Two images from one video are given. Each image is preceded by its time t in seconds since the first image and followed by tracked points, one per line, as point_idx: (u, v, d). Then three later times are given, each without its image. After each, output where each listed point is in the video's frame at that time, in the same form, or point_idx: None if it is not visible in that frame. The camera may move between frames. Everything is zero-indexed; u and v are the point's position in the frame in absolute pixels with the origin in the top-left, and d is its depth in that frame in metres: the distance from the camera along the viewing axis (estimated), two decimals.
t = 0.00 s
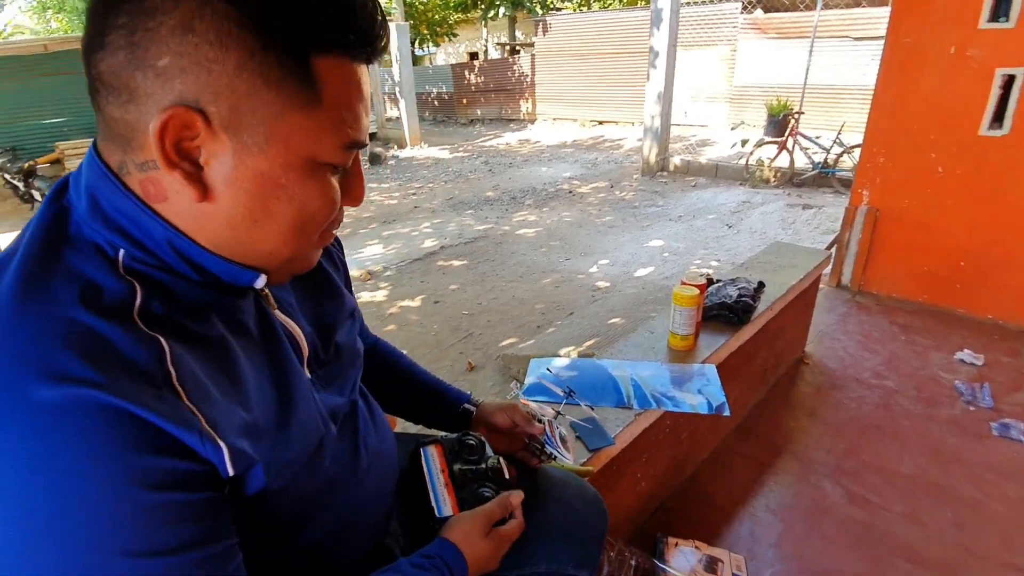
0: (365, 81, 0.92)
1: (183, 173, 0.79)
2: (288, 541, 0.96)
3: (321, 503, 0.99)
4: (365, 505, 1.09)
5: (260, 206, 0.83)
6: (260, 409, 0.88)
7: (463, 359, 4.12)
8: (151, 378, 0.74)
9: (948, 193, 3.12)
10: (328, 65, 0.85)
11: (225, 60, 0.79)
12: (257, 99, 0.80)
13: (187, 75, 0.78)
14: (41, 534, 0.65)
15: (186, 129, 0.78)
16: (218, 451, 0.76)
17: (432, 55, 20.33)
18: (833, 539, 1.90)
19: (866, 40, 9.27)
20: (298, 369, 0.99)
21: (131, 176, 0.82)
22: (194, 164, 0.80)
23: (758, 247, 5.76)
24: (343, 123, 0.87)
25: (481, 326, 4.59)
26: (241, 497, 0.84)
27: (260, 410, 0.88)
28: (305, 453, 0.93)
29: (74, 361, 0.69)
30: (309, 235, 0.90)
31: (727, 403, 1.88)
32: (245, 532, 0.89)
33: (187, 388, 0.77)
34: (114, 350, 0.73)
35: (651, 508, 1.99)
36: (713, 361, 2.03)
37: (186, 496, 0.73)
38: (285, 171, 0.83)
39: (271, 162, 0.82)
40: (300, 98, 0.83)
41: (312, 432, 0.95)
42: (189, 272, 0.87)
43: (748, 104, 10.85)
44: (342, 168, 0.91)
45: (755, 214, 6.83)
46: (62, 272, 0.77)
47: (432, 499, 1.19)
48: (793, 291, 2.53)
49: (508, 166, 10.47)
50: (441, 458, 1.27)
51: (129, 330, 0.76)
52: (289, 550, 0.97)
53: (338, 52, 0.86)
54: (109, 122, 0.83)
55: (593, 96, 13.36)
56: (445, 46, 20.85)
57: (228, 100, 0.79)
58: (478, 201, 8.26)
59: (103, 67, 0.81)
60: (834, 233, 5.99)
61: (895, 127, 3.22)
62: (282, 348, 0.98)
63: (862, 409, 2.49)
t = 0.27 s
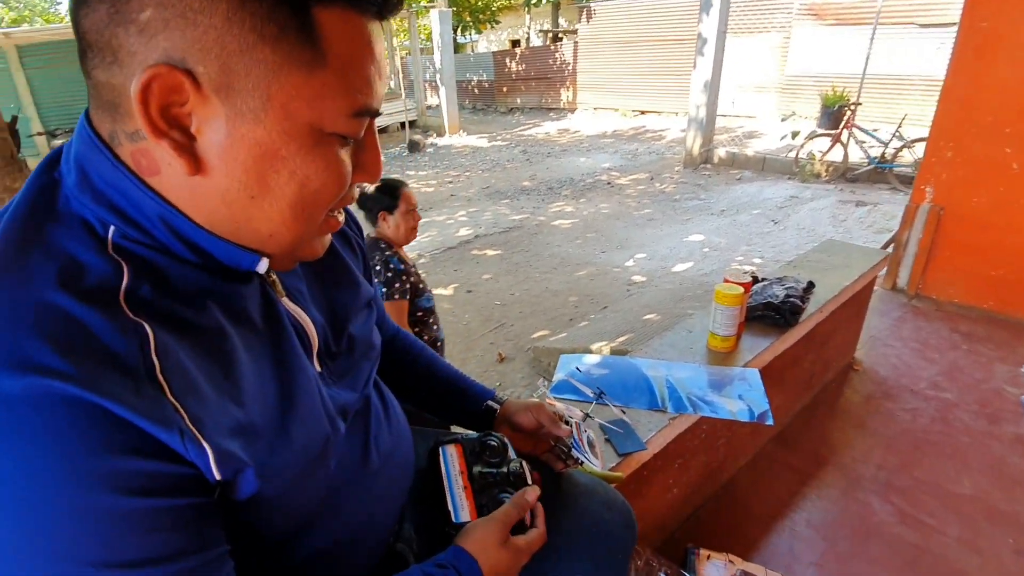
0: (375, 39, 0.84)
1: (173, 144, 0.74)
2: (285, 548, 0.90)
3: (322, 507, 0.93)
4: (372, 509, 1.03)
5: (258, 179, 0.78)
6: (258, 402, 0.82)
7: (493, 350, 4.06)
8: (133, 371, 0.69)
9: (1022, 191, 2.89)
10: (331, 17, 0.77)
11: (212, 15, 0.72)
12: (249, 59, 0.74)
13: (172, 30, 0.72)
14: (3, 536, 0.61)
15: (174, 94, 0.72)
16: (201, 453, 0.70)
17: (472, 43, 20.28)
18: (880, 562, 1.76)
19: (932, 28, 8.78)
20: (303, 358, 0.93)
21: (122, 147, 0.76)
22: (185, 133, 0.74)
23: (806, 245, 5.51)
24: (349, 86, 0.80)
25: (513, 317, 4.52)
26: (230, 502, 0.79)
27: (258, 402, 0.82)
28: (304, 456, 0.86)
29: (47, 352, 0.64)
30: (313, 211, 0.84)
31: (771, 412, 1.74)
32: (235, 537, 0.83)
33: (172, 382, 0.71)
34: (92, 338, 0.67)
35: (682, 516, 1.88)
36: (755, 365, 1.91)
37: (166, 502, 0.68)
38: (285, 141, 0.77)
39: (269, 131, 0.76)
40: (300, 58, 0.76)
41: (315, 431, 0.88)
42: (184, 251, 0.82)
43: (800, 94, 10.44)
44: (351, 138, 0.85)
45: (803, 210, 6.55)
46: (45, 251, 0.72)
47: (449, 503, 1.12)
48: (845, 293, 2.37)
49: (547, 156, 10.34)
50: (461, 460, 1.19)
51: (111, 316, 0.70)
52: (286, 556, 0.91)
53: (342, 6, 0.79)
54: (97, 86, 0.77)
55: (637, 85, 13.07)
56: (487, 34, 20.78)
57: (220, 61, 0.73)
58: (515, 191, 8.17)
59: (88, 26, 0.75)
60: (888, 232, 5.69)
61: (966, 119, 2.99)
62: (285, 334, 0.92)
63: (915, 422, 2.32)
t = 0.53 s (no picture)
0: (417, 32, 0.83)
1: (217, 134, 0.73)
2: (315, 538, 0.90)
3: (351, 497, 0.92)
4: (398, 501, 1.03)
5: (297, 171, 0.77)
6: (292, 393, 0.82)
7: (519, 343, 4.04)
8: (175, 356, 0.69)
9: None
10: (375, 11, 0.76)
11: (258, 6, 0.72)
12: (294, 51, 0.73)
13: (219, 21, 0.71)
14: (47, 515, 0.61)
15: (220, 85, 0.72)
16: (239, 438, 0.70)
17: (506, 35, 20.24)
18: None
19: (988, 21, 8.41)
20: (335, 350, 0.93)
21: (167, 135, 0.76)
22: (229, 123, 0.74)
23: (843, 246, 5.35)
24: (390, 80, 0.79)
25: (539, 311, 4.50)
26: (263, 489, 0.78)
27: (292, 394, 0.82)
28: (335, 447, 0.86)
29: (93, 334, 0.64)
30: (349, 204, 0.83)
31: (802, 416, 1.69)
32: (267, 525, 0.83)
33: (212, 368, 0.71)
34: (137, 321, 0.67)
35: (706, 518, 1.85)
36: (787, 368, 1.85)
37: (205, 485, 0.68)
38: (325, 133, 0.76)
39: (310, 123, 0.75)
40: (343, 50, 0.75)
41: (347, 421, 0.88)
42: (224, 241, 0.82)
43: (844, 90, 10.14)
44: (389, 132, 0.83)
45: (843, 209, 6.36)
46: (92, 236, 0.72)
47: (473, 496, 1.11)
48: (885, 297, 2.29)
49: (578, 150, 10.25)
50: (485, 452, 1.18)
51: (154, 300, 0.70)
52: (316, 545, 0.91)
53: None
54: (146, 75, 0.77)
55: (672, 79, 12.86)
56: (521, 26, 20.71)
57: (265, 52, 0.72)
58: (544, 184, 8.13)
59: (138, 15, 0.75)
60: (932, 234, 5.49)
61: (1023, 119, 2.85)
62: (319, 326, 0.92)
63: (956, 434, 2.23)
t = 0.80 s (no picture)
0: (408, 35, 0.83)
1: (205, 130, 0.73)
2: (302, 535, 0.90)
3: (338, 493, 0.93)
4: (386, 497, 1.03)
5: (285, 170, 0.78)
6: (279, 390, 0.82)
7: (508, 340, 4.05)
8: (162, 353, 0.69)
9: None
10: (368, 13, 0.76)
11: (251, 4, 0.72)
12: (285, 50, 0.73)
13: (210, 17, 0.71)
14: (33, 512, 0.61)
15: (210, 80, 0.71)
16: (225, 436, 0.70)
17: (495, 32, 20.22)
18: (895, 567, 1.73)
19: (970, 22, 8.52)
20: (322, 347, 0.93)
21: (154, 130, 0.76)
22: (218, 119, 0.73)
23: (829, 244, 5.41)
24: (380, 82, 0.79)
25: (528, 308, 4.51)
26: (250, 486, 0.78)
27: (280, 391, 0.82)
28: (322, 444, 0.86)
29: (78, 332, 0.64)
30: (336, 204, 0.84)
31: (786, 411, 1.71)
32: (254, 522, 0.83)
33: (198, 366, 0.71)
34: (123, 319, 0.67)
35: (693, 513, 1.87)
36: (772, 363, 1.87)
37: (192, 481, 0.68)
38: (314, 132, 0.77)
39: (299, 123, 0.75)
40: (334, 51, 0.75)
41: (333, 419, 0.88)
42: (208, 237, 0.82)
43: (830, 89, 10.24)
44: (376, 133, 0.84)
45: (829, 207, 6.43)
46: (76, 232, 0.72)
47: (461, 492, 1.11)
48: (869, 293, 2.32)
49: (567, 147, 10.27)
50: (473, 448, 1.18)
51: (139, 298, 0.70)
52: (304, 542, 0.91)
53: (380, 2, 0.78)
54: (133, 69, 0.77)
55: (661, 77, 12.91)
56: (510, 23, 20.71)
57: (255, 49, 0.72)
58: (534, 182, 8.13)
59: (126, 8, 0.75)
60: (916, 232, 5.57)
61: (1003, 118, 2.89)
62: (306, 324, 0.92)
63: (937, 428, 2.27)
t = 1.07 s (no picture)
0: (410, 47, 0.85)
1: (209, 135, 0.74)
2: (303, 533, 0.91)
3: (338, 491, 0.94)
4: (386, 496, 1.04)
5: (286, 175, 0.79)
6: (281, 390, 0.83)
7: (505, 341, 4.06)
8: (166, 353, 0.70)
9: None
10: (372, 26, 0.78)
11: (258, 14, 0.73)
12: (290, 59, 0.74)
13: (218, 25, 0.73)
14: (41, 508, 0.62)
15: (216, 87, 0.73)
16: (228, 434, 0.71)
17: (493, 35, 20.29)
18: (890, 565, 1.74)
19: (964, 25, 8.58)
20: (323, 348, 0.94)
21: (158, 133, 0.77)
22: (222, 124, 0.75)
23: (825, 245, 5.44)
24: (382, 93, 0.81)
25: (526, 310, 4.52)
26: (252, 484, 0.79)
27: (282, 391, 0.83)
28: (323, 444, 0.87)
29: (85, 331, 0.65)
30: (335, 209, 0.85)
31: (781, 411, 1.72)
32: (256, 520, 0.84)
33: (202, 365, 0.72)
34: (128, 318, 0.68)
35: (690, 512, 1.88)
36: (768, 364, 1.89)
37: (196, 478, 0.69)
38: (316, 140, 0.78)
39: (302, 130, 0.76)
40: (338, 62, 0.76)
41: (334, 418, 0.89)
42: (211, 240, 0.83)
43: (825, 91, 10.29)
44: (376, 141, 0.85)
45: (824, 209, 6.46)
46: (82, 234, 0.73)
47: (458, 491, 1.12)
48: (864, 294, 2.34)
49: (565, 149, 10.31)
50: (471, 448, 1.20)
51: (144, 298, 0.71)
52: (306, 540, 0.92)
53: (383, 15, 0.79)
54: (140, 73, 0.78)
55: (658, 80, 12.96)
56: (508, 25, 20.79)
57: (262, 58, 0.73)
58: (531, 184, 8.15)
59: (135, 13, 0.76)
60: (911, 234, 5.60)
61: (996, 120, 2.92)
62: (307, 326, 0.93)
63: (932, 427, 2.29)
